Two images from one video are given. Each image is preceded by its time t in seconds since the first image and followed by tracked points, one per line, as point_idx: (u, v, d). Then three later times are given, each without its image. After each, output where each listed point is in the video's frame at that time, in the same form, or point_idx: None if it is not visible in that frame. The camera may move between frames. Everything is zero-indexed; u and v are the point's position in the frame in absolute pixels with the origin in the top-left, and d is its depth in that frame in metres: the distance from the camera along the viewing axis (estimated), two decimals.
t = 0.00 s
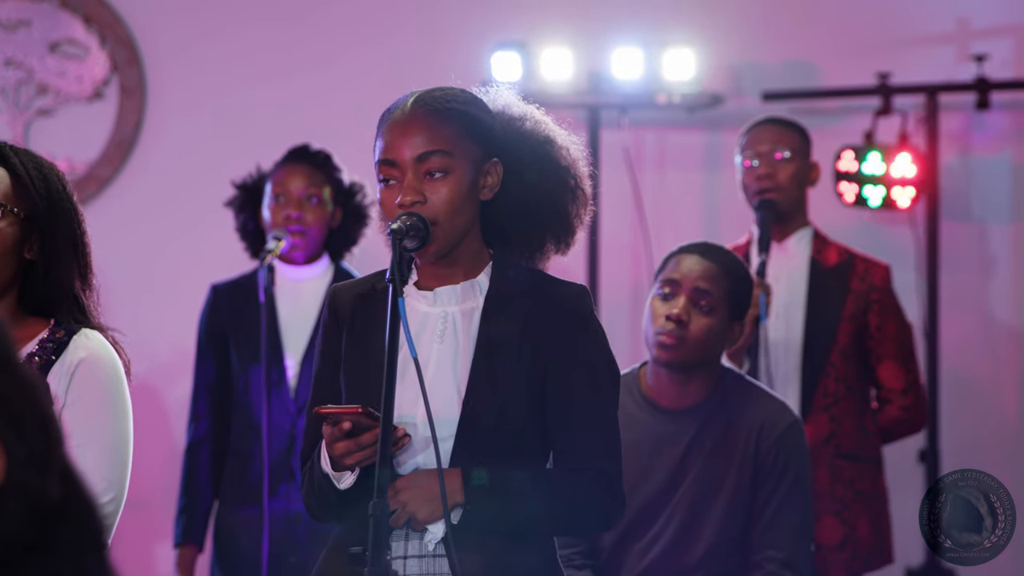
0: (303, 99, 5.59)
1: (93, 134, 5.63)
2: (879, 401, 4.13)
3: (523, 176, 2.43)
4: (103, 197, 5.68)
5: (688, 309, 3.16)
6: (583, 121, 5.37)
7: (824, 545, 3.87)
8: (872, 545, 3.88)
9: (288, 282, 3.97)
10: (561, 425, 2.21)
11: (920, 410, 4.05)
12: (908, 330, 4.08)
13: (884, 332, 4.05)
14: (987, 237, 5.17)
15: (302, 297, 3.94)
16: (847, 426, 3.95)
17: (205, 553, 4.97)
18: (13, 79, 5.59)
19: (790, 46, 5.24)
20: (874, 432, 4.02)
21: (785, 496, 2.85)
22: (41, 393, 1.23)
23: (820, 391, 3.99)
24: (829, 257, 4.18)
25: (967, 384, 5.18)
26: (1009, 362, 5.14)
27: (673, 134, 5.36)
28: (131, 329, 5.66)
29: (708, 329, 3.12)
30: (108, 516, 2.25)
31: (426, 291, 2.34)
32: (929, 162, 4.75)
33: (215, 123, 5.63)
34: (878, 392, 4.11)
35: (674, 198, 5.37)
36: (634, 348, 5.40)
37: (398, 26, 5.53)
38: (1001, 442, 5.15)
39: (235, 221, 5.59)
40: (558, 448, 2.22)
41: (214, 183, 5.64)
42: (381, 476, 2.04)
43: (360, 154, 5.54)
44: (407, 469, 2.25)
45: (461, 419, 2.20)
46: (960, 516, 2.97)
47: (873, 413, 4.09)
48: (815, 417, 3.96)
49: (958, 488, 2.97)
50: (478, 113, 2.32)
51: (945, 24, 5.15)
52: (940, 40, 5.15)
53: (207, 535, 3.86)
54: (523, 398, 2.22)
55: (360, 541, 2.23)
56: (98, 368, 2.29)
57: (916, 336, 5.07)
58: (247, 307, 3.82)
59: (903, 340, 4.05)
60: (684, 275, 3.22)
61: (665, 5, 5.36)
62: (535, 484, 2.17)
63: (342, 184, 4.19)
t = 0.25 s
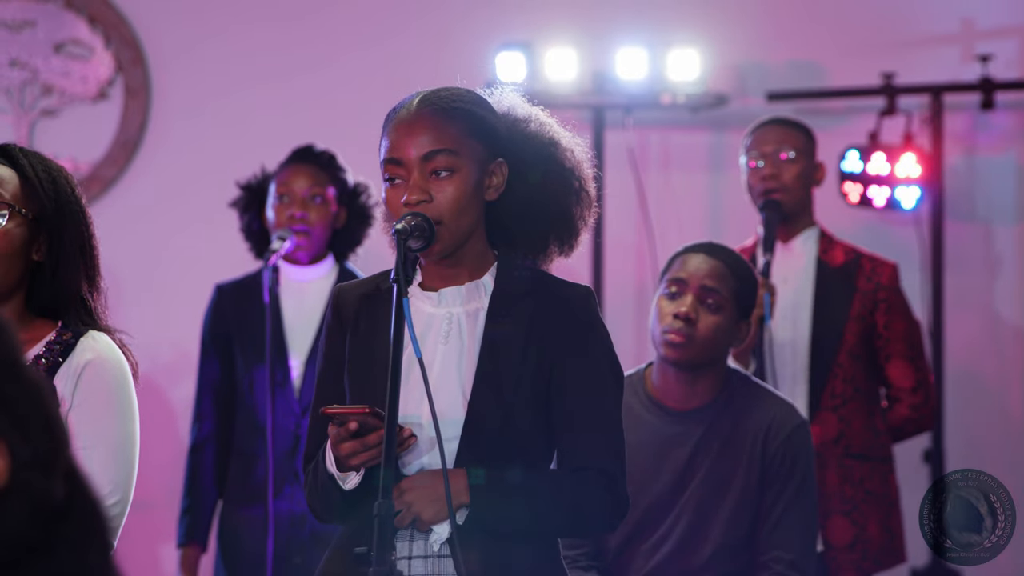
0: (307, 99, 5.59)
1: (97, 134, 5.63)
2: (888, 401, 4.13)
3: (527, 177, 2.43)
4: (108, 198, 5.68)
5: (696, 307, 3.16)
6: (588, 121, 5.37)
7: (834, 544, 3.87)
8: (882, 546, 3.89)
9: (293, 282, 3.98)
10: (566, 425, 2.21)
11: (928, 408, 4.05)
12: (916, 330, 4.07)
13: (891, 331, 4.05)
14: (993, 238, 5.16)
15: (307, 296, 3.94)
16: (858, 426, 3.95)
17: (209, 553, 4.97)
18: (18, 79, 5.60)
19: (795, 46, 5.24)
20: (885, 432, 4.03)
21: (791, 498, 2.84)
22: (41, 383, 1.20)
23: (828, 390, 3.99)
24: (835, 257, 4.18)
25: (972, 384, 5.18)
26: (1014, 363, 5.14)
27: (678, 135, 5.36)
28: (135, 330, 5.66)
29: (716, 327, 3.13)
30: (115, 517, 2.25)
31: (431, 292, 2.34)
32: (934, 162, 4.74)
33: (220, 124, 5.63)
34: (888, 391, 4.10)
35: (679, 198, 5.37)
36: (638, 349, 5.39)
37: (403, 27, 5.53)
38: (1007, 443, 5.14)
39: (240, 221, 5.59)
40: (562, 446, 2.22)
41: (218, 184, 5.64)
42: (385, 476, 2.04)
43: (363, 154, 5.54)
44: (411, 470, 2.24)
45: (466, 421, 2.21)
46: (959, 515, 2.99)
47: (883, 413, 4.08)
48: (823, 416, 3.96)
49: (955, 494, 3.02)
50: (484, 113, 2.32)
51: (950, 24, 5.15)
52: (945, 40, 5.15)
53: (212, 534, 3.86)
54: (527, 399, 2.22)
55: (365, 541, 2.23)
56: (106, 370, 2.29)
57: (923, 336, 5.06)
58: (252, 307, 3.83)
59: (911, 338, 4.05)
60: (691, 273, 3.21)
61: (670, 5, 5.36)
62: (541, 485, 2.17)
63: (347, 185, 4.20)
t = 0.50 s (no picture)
0: (313, 100, 5.59)
1: (104, 134, 5.62)
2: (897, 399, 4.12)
3: (532, 176, 2.43)
4: (115, 198, 5.68)
5: (702, 306, 3.16)
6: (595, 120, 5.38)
7: (843, 543, 3.87)
8: (891, 545, 3.88)
9: (301, 282, 4.00)
10: (575, 424, 2.24)
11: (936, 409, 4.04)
12: (925, 328, 4.07)
13: (900, 329, 4.04)
14: (1000, 237, 5.16)
15: (314, 295, 3.96)
16: (866, 425, 3.95)
17: (214, 553, 4.97)
18: (25, 79, 5.60)
19: (802, 46, 5.25)
20: (895, 430, 4.02)
21: (798, 495, 2.85)
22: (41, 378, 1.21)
23: (837, 390, 3.99)
24: (843, 256, 4.17)
25: (979, 384, 5.18)
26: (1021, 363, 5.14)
27: (685, 134, 5.36)
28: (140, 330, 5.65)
29: (722, 326, 3.13)
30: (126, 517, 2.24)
31: (439, 291, 2.34)
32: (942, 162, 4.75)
33: (225, 124, 5.63)
34: (897, 391, 4.09)
35: (686, 198, 5.37)
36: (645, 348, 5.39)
37: (408, 27, 5.53)
38: (1014, 442, 5.14)
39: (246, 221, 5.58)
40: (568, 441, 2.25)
41: (224, 184, 5.64)
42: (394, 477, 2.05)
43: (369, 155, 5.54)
44: (421, 471, 2.25)
45: (475, 423, 2.22)
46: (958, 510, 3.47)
47: (892, 412, 4.06)
48: (832, 415, 3.96)
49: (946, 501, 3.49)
50: (489, 111, 2.32)
51: (958, 24, 5.15)
52: (952, 40, 5.15)
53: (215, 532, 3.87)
54: (536, 399, 2.23)
55: (372, 541, 2.25)
56: (115, 370, 2.29)
57: (931, 334, 5.05)
58: (259, 306, 3.82)
59: (920, 337, 4.05)
60: (697, 272, 3.22)
61: (678, 5, 5.36)
62: (551, 484, 2.18)
63: (354, 184, 4.20)
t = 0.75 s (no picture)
0: (322, 100, 5.59)
1: (114, 134, 5.64)
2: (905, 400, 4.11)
3: (539, 174, 2.43)
4: (124, 197, 5.69)
5: (709, 310, 3.15)
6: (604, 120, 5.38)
7: (850, 544, 3.87)
8: (898, 546, 3.88)
9: (310, 282, 4.02)
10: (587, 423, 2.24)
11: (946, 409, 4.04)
12: (933, 329, 4.06)
13: (908, 330, 4.05)
14: (1010, 237, 5.16)
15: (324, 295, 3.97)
16: (874, 426, 3.95)
17: (224, 552, 4.97)
18: (35, 79, 5.62)
19: (812, 46, 5.24)
20: (902, 432, 4.02)
21: (807, 496, 2.83)
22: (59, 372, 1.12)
23: (844, 390, 3.99)
24: (852, 256, 4.18)
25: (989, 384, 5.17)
26: None
27: (695, 134, 5.36)
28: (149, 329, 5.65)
29: (729, 329, 3.13)
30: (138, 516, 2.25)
31: (447, 292, 2.34)
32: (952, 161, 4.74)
33: (234, 124, 5.64)
34: (905, 392, 4.08)
35: (694, 198, 5.37)
36: (654, 349, 5.39)
37: (417, 27, 5.53)
38: None
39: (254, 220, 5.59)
40: (576, 440, 2.25)
41: (232, 183, 5.64)
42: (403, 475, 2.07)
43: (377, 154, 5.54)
44: (433, 471, 2.26)
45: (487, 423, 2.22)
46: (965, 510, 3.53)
47: (900, 413, 4.06)
48: (840, 416, 3.95)
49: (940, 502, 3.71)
50: (496, 110, 2.33)
51: (968, 23, 5.14)
52: (962, 40, 5.14)
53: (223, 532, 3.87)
54: (546, 399, 2.23)
55: (382, 541, 2.27)
56: (125, 369, 2.29)
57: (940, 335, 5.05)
58: (269, 306, 3.82)
59: (929, 338, 4.04)
60: (703, 275, 3.21)
61: (687, 6, 5.36)
62: (563, 484, 2.18)
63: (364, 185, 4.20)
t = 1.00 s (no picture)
0: (328, 100, 5.60)
1: (121, 134, 5.62)
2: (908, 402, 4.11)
3: (541, 171, 2.42)
4: (132, 197, 5.68)
5: (713, 318, 3.14)
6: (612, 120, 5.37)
7: (851, 545, 3.87)
8: (900, 546, 3.86)
9: (317, 281, 3.96)
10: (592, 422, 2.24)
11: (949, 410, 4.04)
12: (937, 331, 4.06)
13: (913, 333, 4.04)
14: (1018, 237, 5.15)
15: (332, 293, 3.92)
16: (874, 429, 3.95)
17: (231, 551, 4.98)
18: (43, 79, 5.59)
19: (819, 46, 5.24)
20: (903, 434, 4.01)
21: (811, 496, 2.85)
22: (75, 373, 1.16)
23: (848, 392, 3.99)
24: (858, 257, 4.17)
25: (995, 383, 5.17)
26: None
27: (702, 133, 5.35)
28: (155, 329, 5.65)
29: (731, 335, 3.12)
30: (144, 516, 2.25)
31: (452, 292, 2.33)
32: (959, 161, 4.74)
33: (241, 124, 5.64)
34: (907, 394, 4.09)
35: (701, 197, 5.37)
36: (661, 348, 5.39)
37: (424, 27, 5.53)
38: None
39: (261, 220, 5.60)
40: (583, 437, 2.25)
41: (239, 184, 5.64)
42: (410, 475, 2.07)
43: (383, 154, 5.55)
44: (438, 471, 2.26)
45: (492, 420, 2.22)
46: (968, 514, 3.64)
47: (903, 415, 4.07)
48: (842, 416, 3.96)
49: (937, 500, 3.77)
50: (497, 108, 2.32)
51: (976, 23, 5.14)
52: (970, 39, 5.14)
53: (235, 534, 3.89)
54: (552, 398, 2.24)
55: (390, 541, 2.27)
56: (131, 369, 2.29)
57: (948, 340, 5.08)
58: (278, 306, 3.82)
59: (933, 340, 4.04)
60: (705, 281, 3.21)
61: (695, 6, 5.35)
62: (570, 484, 2.19)
63: (371, 186, 4.20)
